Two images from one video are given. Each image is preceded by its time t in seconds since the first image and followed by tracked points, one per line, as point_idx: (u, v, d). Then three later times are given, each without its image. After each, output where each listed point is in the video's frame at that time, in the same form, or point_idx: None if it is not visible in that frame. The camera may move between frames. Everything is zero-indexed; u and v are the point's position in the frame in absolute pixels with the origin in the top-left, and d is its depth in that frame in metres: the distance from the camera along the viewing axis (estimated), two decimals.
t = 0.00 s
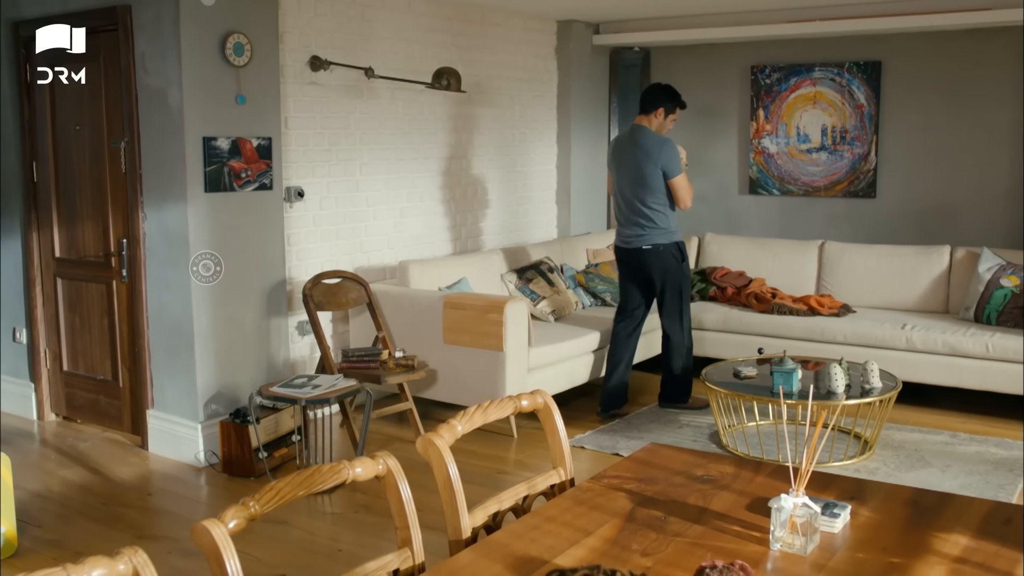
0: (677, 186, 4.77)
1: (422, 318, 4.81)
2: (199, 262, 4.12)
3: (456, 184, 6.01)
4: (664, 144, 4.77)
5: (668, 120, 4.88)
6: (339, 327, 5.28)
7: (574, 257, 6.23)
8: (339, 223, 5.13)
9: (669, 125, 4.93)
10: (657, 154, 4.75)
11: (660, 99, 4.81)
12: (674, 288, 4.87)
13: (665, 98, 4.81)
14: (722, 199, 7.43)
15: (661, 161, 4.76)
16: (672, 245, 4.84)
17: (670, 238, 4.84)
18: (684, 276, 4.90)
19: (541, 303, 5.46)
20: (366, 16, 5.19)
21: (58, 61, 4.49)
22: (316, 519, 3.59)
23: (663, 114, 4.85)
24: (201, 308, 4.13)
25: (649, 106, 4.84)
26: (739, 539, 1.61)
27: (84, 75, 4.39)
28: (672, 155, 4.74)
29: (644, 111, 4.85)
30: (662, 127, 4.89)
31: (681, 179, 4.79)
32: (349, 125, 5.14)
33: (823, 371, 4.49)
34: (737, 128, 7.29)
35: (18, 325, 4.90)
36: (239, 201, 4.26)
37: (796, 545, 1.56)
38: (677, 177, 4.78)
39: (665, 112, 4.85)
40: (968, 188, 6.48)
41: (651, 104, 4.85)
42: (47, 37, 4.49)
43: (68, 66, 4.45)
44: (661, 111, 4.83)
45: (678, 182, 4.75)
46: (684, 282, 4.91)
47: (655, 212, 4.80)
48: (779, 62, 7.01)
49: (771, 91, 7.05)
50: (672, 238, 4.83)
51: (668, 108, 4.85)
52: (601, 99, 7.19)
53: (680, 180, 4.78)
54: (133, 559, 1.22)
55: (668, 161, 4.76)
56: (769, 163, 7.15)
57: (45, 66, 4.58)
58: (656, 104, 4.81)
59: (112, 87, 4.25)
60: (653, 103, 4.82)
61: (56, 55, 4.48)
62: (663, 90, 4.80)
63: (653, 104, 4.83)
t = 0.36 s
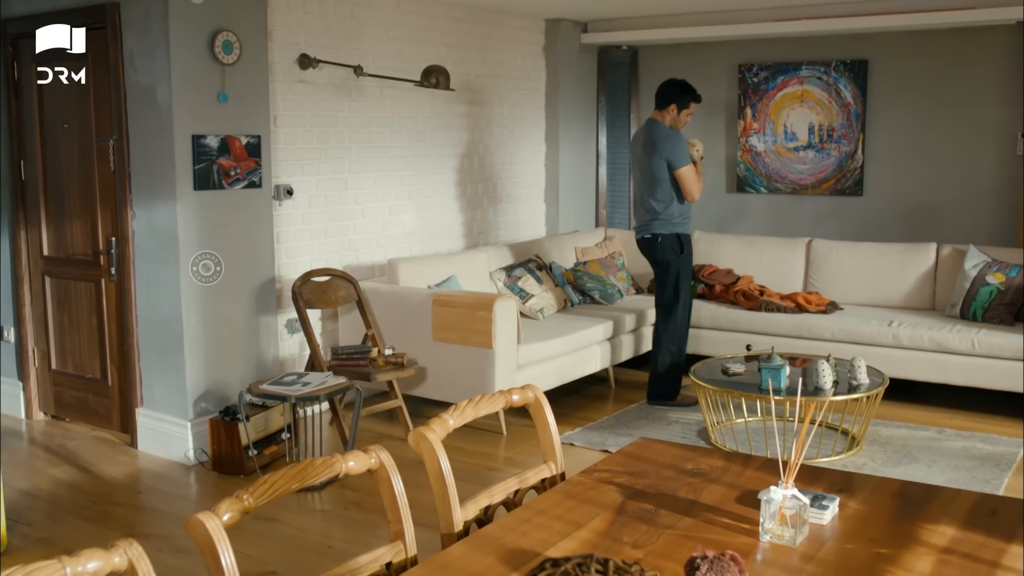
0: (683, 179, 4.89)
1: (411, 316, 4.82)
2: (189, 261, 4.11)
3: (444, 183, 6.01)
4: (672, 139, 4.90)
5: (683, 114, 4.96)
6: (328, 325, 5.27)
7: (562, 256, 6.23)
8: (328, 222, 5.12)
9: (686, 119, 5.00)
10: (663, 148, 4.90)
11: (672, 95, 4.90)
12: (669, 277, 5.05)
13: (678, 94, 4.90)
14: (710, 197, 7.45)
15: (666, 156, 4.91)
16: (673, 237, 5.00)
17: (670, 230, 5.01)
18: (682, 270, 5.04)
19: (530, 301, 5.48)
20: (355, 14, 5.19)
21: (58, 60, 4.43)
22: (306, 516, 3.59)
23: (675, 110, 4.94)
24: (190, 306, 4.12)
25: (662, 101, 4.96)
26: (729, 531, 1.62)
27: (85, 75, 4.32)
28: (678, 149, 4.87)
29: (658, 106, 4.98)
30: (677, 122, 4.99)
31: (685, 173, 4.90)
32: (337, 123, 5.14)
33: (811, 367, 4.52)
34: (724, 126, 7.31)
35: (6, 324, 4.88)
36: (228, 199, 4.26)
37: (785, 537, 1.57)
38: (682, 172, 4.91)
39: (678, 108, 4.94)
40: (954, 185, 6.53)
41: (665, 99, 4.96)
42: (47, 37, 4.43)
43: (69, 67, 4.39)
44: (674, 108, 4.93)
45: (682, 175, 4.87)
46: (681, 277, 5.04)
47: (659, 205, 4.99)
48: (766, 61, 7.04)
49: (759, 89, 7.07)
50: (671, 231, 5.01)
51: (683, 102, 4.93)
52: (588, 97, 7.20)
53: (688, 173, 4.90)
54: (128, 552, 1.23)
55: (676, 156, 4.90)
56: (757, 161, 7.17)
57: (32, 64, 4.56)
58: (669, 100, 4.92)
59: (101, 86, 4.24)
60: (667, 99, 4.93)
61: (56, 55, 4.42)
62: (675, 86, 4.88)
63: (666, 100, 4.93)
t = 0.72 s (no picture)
0: (647, 173, 4.94)
1: (403, 314, 4.82)
2: (181, 259, 4.11)
3: (436, 181, 6.01)
4: (655, 134, 4.96)
5: (693, 117, 4.91)
6: (320, 323, 5.26)
7: (555, 254, 6.25)
8: (320, 220, 5.12)
9: (700, 125, 4.93)
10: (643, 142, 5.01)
11: (684, 96, 4.89)
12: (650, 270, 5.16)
13: (691, 96, 4.85)
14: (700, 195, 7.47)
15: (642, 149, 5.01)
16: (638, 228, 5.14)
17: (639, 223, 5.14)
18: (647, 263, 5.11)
19: (522, 298, 5.47)
20: (346, 12, 5.18)
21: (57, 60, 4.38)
22: (299, 513, 3.59)
23: (686, 111, 4.91)
24: (182, 305, 4.12)
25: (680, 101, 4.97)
26: (722, 524, 1.63)
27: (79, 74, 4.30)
28: (655, 145, 4.90)
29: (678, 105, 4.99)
30: (689, 125, 4.95)
31: (654, 169, 4.90)
32: (329, 121, 5.14)
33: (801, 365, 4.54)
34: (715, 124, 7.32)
35: None
36: (220, 196, 4.25)
37: (777, 529, 1.59)
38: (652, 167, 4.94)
39: (691, 111, 4.91)
40: (945, 183, 6.56)
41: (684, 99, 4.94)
42: (42, 36, 4.40)
43: (68, 66, 4.34)
44: (686, 109, 4.89)
45: (647, 169, 4.93)
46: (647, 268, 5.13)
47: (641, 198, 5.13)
48: (757, 59, 7.05)
49: (750, 88, 7.08)
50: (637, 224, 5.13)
51: (697, 106, 4.86)
52: (579, 95, 7.20)
53: (656, 169, 4.91)
54: (124, 545, 1.24)
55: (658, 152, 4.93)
56: (747, 159, 7.18)
57: (24, 62, 4.55)
58: (682, 101, 4.92)
59: (93, 84, 4.24)
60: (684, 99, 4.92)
61: (55, 55, 4.36)
62: (691, 88, 4.86)
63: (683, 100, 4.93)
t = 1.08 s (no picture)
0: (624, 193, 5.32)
1: (396, 312, 4.82)
2: (174, 257, 4.10)
3: (428, 180, 6.01)
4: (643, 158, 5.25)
5: (680, 155, 5.09)
6: (312, 322, 5.26)
7: (547, 251, 6.27)
8: (312, 219, 5.12)
9: (684, 162, 5.11)
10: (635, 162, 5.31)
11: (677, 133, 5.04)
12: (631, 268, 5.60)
13: (680, 136, 4.99)
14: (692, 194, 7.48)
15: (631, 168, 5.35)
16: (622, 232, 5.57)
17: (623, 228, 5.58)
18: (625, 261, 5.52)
19: (514, 297, 5.47)
20: (339, 11, 5.18)
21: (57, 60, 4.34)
22: (292, 511, 3.59)
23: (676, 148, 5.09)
24: (174, 303, 4.11)
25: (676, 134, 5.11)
26: (714, 518, 1.64)
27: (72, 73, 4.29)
28: (638, 171, 5.20)
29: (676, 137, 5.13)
30: (676, 159, 5.14)
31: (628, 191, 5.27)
32: (322, 120, 5.14)
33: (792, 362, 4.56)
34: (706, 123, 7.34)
35: None
36: (213, 195, 4.25)
37: (770, 524, 1.60)
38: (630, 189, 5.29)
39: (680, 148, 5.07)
40: (935, 183, 6.58)
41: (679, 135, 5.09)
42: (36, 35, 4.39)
43: (68, 67, 4.30)
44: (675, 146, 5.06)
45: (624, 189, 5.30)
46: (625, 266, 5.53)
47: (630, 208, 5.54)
48: (748, 58, 7.07)
49: (741, 87, 7.11)
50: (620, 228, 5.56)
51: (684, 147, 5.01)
52: (571, 94, 7.21)
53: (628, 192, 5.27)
54: (120, 539, 1.24)
55: (641, 175, 5.25)
56: (739, 158, 7.20)
57: (16, 61, 4.54)
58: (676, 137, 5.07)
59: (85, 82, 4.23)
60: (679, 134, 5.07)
61: (55, 55, 4.33)
62: (684, 128, 4.99)
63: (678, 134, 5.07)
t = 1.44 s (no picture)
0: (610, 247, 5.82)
1: (389, 311, 4.83)
2: (166, 256, 4.09)
3: (421, 178, 6.01)
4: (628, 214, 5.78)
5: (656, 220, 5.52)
6: (305, 321, 5.25)
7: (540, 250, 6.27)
8: (305, 217, 5.12)
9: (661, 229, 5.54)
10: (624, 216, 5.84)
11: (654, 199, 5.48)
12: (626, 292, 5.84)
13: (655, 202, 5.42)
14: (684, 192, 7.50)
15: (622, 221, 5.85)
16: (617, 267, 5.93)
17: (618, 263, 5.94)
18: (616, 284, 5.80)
19: (507, 296, 5.48)
20: (331, 10, 5.18)
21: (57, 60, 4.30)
22: (286, 510, 3.59)
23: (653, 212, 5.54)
24: (167, 302, 4.11)
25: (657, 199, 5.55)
26: (707, 513, 1.65)
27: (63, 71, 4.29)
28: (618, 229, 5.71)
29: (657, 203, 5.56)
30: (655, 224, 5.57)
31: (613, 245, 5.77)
32: (314, 118, 5.13)
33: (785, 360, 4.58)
34: (699, 122, 7.36)
35: None
36: (205, 194, 4.24)
37: (763, 518, 1.61)
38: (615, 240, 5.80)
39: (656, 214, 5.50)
40: (927, 183, 6.61)
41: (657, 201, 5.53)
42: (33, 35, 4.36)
43: (68, 66, 4.27)
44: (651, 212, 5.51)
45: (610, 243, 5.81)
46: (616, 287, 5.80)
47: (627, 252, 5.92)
48: (740, 57, 7.09)
49: (733, 86, 7.12)
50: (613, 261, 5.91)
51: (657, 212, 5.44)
52: (563, 93, 7.22)
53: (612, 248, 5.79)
54: (115, 535, 1.24)
55: (622, 233, 5.75)
56: (731, 157, 7.22)
57: (8, 59, 4.53)
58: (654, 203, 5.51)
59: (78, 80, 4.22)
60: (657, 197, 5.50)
61: (55, 55, 4.29)
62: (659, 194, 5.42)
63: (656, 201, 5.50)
